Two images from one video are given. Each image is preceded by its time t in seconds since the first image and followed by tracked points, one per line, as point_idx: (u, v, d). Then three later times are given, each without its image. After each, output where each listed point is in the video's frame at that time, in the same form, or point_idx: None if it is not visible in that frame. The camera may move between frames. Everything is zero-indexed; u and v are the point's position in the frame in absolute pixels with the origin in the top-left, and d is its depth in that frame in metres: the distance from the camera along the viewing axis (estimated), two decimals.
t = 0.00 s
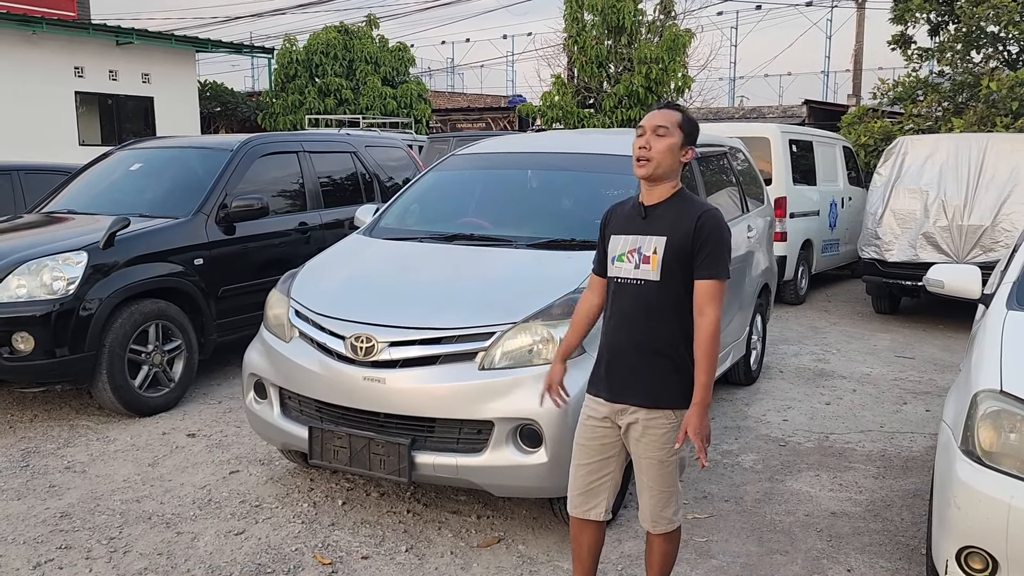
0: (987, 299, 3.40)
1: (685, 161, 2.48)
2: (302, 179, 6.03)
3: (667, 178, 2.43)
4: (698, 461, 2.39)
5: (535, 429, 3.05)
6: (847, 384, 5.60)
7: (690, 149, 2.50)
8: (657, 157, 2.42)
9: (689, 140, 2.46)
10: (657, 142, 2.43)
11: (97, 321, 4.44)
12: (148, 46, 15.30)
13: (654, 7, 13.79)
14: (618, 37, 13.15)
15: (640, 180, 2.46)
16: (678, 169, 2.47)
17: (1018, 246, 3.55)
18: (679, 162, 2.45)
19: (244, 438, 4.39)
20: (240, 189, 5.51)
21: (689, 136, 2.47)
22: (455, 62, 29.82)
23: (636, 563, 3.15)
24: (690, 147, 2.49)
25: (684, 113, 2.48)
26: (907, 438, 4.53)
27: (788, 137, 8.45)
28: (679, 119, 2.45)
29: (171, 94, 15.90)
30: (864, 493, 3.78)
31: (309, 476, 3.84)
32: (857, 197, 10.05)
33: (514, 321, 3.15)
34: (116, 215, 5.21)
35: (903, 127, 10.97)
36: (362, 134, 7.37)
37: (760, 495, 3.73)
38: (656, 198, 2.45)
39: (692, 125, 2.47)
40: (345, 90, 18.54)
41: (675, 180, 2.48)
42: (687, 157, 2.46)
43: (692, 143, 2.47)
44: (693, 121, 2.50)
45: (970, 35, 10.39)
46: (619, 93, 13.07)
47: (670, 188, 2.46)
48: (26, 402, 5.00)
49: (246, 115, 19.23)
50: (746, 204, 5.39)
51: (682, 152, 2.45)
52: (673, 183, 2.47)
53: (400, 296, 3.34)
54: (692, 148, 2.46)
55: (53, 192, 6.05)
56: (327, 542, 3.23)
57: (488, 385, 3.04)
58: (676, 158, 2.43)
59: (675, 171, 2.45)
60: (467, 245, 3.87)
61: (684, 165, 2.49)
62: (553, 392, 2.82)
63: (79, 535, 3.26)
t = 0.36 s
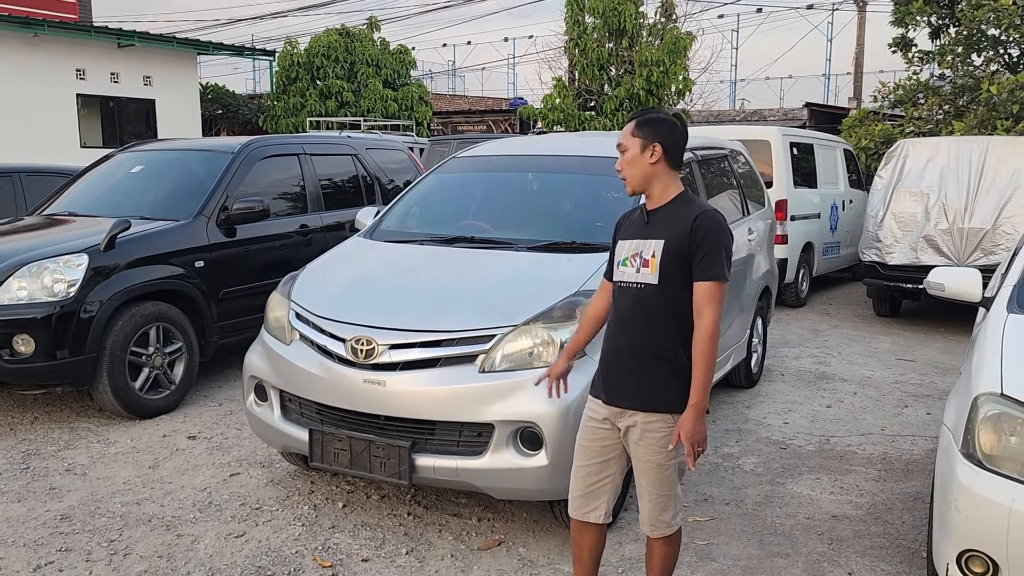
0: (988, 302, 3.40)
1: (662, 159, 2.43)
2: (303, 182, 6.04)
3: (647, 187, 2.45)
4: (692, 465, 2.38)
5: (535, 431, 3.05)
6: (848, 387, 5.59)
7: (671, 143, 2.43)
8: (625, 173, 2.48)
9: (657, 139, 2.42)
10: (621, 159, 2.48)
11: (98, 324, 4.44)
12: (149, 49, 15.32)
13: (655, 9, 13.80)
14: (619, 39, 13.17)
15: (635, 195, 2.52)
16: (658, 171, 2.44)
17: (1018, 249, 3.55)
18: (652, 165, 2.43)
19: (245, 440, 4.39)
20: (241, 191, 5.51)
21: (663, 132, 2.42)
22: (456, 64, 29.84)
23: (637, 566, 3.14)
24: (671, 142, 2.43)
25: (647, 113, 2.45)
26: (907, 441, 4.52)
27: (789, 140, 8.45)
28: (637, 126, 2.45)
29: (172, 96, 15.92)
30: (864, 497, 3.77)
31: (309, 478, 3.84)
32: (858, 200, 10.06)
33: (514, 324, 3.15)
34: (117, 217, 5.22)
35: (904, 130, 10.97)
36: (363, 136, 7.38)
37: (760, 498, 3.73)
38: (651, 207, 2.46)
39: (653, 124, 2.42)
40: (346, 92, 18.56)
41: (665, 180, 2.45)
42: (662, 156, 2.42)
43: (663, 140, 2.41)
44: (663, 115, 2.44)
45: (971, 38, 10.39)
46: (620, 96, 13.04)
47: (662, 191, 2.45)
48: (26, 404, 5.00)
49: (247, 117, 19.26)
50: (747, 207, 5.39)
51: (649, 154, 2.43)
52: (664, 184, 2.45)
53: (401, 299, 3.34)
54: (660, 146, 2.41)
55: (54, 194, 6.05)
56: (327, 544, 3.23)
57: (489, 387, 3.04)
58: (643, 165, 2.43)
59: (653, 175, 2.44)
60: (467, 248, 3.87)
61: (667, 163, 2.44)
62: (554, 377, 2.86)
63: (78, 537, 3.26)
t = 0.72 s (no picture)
0: (988, 305, 3.39)
1: (660, 163, 2.43)
2: (303, 184, 6.04)
3: (647, 192, 2.45)
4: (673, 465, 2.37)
5: (536, 434, 3.05)
6: (849, 390, 5.59)
7: (668, 146, 2.42)
8: (624, 179, 2.48)
9: (652, 144, 2.42)
10: (620, 166, 2.48)
11: (98, 326, 4.44)
12: (149, 51, 15.32)
13: (655, 12, 13.81)
14: (620, 42, 13.18)
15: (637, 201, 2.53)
16: (657, 175, 2.44)
17: (1019, 252, 3.54)
18: (650, 171, 2.44)
19: (245, 443, 4.39)
20: (241, 194, 5.51)
21: (658, 138, 2.42)
22: (455, 67, 29.85)
23: (637, 569, 3.14)
24: (667, 146, 2.42)
25: (640, 119, 2.45)
26: (908, 444, 4.52)
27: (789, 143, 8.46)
28: (631, 133, 2.45)
29: (172, 99, 15.93)
30: (865, 500, 3.77)
31: (309, 481, 3.84)
32: (858, 203, 10.06)
33: (514, 327, 3.15)
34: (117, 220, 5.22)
35: (904, 133, 10.98)
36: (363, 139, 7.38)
37: (761, 501, 3.73)
38: (653, 212, 2.47)
39: (648, 129, 2.42)
40: (346, 95, 18.57)
41: (665, 183, 2.45)
42: (659, 160, 2.42)
43: (659, 145, 2.41)
44: (657, 120, 2.44)
45: (970, 41, 10.41)
46: (620, 99, 13.04)
47: (664, 195, 2.45)
48: (27, 407, 5.00)
49: (248, 120, 19.28)
50: (747, 209, 5.39)
51: (646, 160, 2.43)
52: (664, 188, 2.45)
53: (401, 301, 3.34)
54: (657, 150, 2.41)
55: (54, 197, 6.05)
56: (328, 548, 3.23)
57: (489, 390, 3.04)
58: (641, 171, 2.43)
59: (652, 181, 2.44)
60: (467, 250, 3.87)
61: (665, 167, 2.44)
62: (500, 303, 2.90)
63: (78, 541, 3.26)
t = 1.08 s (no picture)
0: (988, 306, 3.40)
1: (660, 165, 2.43)
2: (303, 186, 6.04)
3: (648, 194, 2.45)
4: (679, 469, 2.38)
5: (536, 436, 3.05)
6: (849, 392, 5.59)
7: (669, 149, 2.42)
8: (624, 182, 2.48)
9: (653, 146, 2.42)
10: (620, 169, 2.48)
11: (98, 328, 4.44)
12: (149, 54, 15.33)
13: (654, 14, 13.83)
14: (619, 44, 13.20)
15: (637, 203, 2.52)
16: (658, 177, 2.44)
17: (1018, 254, 3.55)
18: (650, 173, 2.44)
19: (245, 445, 4.39)
20: (241, 196, 5.51)
21: (660, 140, 2.42)
22: (455, 69, 29.88)
23: (638, 571, 3.14)
24: (668, 148, 2.42)
25: (642, 121, 2.44)
26: (908, 446, 4.52)
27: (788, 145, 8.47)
28: (632, 134, 2.44)
29: (172, 101, 15.95)
30: (865, 502, 3.77)
31: (309, 483, 3.84)
32: (858, 205, 10.07)
33: (515, 329, 3.15)
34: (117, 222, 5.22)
35: (903, 135, 10.98)
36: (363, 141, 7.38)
37: (761, 503, 3.73)
38: (653, 214, 2.46)
39: (648, 131, 2.42)
40: (346, 97, 18.58)
41: (665, 186, 2.45)
42: (660, 163, 2.42)
43: (660, 147, 2.41)
44: (658, 122, 2.43)
45: (969, 43, 10.42)
46: (619, 101, 13.01)
47: (664, 198, 2.45)
48: (27, 410, 5.00)
49: (247, 122, 19.29)
50: (747, 211, 5.39)
51: (647, 162, 2.43)
52: (664, 191, 2.45)
53: (401, 303, 3.34)
54: (658, 153, 2.41)
55: (54, 199, 6.05)
56: (328, 550, 3.22)
57: (490, 392, 3.04)
58: (642, 174, 2.43)
59: (653, 183, 2.44)
60: (467, 252, 3.87)
61: (665, 169, 2.44)
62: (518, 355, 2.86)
63: (79, 543, 3.26)
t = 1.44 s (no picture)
0: (987, 306, 3.40)
1: (654, 166, 2.43)
2: (303, 187, 6.04)
3: (642, 195, 2.46)
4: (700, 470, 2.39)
5: (537, 437, 3.05)
6: (849, 393, 5.59)
7: (663, 149, 2.42)
8: (619, 183, 2.49)
9: (647, 147, 2.42)
10: (615, 169, 2.49)
11: (99, 329, 4.44)
12: (149, 55, 15.34)
13: (654, 15, 13.83)
14: (619, 45, 13.20)
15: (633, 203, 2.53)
16: (651, 178, 2.44)
17: (1018, 254, 3.55)
18: (644, 174, 2.44)
19: (246, 446, 4.39)
20: (242, 197, 5.52)
21: (653, 141, 2.42)
22: (454, 70, 29.90)
23: (638, 571, 3.13)
24: (663, 149, 2.42)
25: (636, 122, 2.44)
26: (909, 446, 4.52)
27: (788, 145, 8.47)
28: (626, 135, 2.45)
29: (173, 103, 15.96)
30: (865, 502, 3.77)
31: (310, 484, 3.84)
32: (858, 205, 10.07)
33: (515, 330, 3.15)
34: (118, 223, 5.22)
35: (903, 135, 10.99)
36: (363, 142, 7.38)
37: (761, 504, 3.73)
38: (648, 214, 2.47)
39: (642, 132, 2.42)
40: (346, 98, 18.60)
41: (659, 186, 2.45)
42: (654, 163, 2.42)
43: (654, 149, 2.41)
44: (652, 122, 2.43)
45: (969, 43, 10.43)
46: (619, 102, 13.04)
47: (658, 199, 2.45)
48: (27, 411, 5.00)
49: (247, 123, 19.30)
50: (747, 212, 5.40)
51: (640, 163, 2.43)
52: (659, 191, 2.45)
53: (401, 304, 3.35)
54: (651, 154, 2.41)
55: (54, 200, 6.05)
56: (329, 551, 3.23)
57: (490, 393, 3.04)
58: (635, 175, 2.44)
59: (647, 184, 2.44)
60: (467, 253, 3.87)
61: (659, 170, 2.44)
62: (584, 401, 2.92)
63: (80, 544, 3.26)
